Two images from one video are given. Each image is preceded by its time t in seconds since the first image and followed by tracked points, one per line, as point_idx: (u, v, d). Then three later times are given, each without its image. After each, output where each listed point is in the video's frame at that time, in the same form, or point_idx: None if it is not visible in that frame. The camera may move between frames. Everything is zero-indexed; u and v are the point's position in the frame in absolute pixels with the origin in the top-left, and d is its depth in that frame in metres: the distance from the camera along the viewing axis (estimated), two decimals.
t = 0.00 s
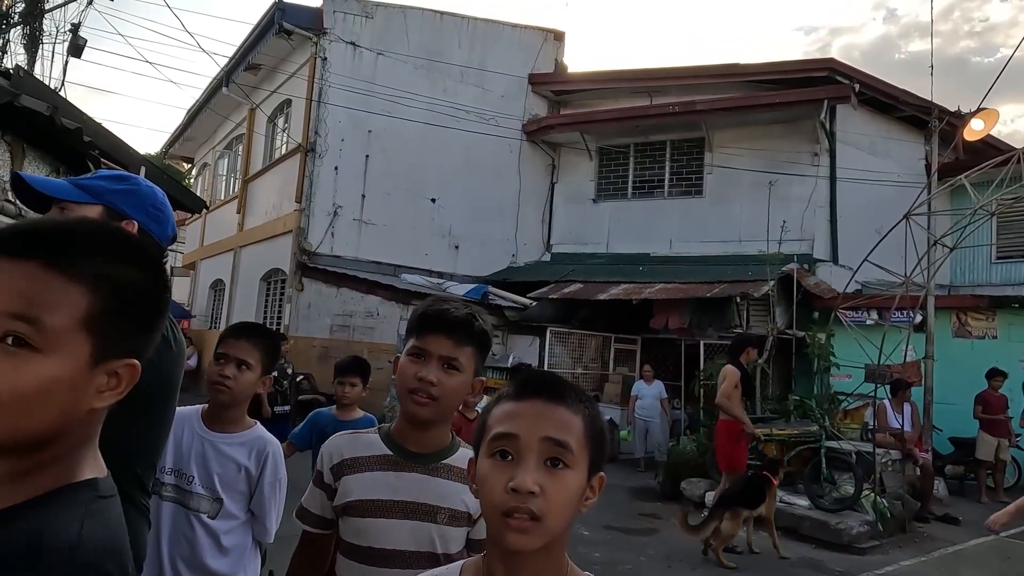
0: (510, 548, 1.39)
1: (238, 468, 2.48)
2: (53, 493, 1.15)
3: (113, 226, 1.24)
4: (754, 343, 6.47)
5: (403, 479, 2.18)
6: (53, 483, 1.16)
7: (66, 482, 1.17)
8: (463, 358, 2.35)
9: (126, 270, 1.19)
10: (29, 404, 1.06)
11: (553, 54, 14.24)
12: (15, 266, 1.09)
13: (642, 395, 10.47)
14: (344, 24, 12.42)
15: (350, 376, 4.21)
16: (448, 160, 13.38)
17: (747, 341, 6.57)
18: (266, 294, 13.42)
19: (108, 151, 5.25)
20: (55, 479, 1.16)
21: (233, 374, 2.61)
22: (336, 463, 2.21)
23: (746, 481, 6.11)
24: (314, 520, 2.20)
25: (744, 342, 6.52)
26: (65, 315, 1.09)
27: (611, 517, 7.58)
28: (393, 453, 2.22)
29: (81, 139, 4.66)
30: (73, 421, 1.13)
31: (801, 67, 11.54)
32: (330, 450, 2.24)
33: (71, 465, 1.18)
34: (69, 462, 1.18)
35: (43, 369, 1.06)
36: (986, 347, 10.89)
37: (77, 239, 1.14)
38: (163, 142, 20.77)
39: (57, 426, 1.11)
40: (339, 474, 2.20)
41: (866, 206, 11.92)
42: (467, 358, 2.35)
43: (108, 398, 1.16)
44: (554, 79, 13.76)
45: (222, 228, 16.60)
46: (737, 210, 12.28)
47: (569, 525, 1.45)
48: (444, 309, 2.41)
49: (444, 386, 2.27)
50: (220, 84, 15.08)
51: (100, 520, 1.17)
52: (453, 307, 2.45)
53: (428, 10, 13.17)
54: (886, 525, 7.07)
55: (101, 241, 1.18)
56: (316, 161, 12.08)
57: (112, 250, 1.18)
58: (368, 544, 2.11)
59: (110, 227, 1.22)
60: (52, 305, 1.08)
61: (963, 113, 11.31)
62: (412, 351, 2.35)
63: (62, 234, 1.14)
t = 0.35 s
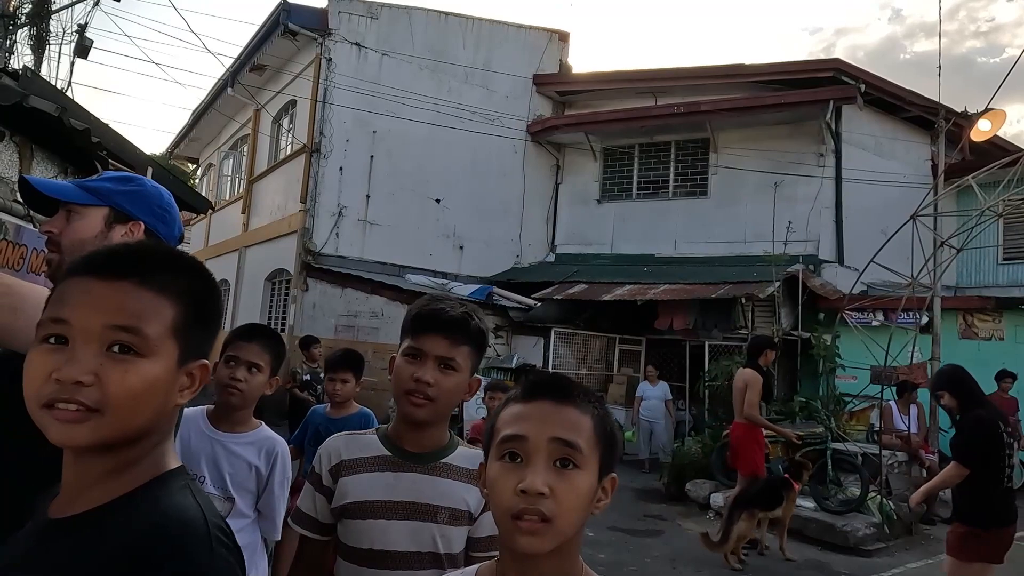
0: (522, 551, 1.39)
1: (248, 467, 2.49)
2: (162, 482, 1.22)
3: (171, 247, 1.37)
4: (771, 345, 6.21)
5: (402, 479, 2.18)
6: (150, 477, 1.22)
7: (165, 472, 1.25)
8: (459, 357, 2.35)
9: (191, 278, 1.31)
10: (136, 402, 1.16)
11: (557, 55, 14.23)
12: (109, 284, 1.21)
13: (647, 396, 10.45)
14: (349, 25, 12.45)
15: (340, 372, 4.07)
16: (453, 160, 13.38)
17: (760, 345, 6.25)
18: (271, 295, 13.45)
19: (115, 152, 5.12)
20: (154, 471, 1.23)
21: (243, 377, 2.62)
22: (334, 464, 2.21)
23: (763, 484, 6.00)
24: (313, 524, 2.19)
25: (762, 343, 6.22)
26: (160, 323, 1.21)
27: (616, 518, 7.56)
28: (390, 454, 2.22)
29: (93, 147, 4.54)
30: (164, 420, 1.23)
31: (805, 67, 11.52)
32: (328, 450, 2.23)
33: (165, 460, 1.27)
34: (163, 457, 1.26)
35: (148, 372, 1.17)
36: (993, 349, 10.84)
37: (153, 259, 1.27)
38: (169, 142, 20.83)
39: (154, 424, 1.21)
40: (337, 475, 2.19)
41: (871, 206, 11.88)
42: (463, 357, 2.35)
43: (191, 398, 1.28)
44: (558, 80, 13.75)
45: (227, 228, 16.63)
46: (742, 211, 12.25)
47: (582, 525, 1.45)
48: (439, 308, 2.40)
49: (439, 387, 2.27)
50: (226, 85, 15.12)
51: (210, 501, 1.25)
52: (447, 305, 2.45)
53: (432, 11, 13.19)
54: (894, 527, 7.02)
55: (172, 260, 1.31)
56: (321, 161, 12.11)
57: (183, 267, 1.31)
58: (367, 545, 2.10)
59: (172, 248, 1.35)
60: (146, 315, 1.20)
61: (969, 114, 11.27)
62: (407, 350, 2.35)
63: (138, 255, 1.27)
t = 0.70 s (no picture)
0: (554, 550, 1.40)
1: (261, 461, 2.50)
2: (252, 477, 1.35)
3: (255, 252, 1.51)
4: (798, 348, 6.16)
5: (415, 478, 2.18)
6: (240, 472, 1.35)
7: (254, 469, 1.37)
8: (473, 354, 2.36)
9: (278, 284, 1.46)
10: (229, 398, 1.30)
11: (562, 54, 14.21)
12: (204, 287, 1.36)
13: (652, 396, 10.43)
14: (354, 24, 12.46)
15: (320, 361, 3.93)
16: (458, 160, 13.39)
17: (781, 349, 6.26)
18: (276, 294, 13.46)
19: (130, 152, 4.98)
20: (242, 467, 1.36)
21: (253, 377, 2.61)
22: (346, 464, 2.20)
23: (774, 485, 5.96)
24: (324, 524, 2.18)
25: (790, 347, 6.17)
26: (249, 324, 1.35)
27: (622, 518, 7.56)
28: (403, 453, 2.22)
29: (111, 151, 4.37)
30: (250, 416, 1.37)
31: (811, 66, 11.49)
32: (340, 450, 2.23)
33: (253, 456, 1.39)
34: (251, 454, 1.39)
35: (238, 369, 1.31)
36: (1000, 348, 10.80)
37: (242, 264, 1.42)
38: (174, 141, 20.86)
39: (243, 419, 1.35)
40: (349, 475, 2.19)
41: (877, 205, 11.84)
42: (477, 354, 2.37)
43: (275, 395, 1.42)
44: (563, 79, 13.73)
45: (232, 228, 16.66)
46: (747, 210, 12.22)
47: (613, 524, 1.45)
48: (452, 305, 2.42)
49: (452, 384, 2.27)
50: (231, 85, 15.14)
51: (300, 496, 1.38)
52: (462, 303, 2.46)
53: (437, 10, 13.19)
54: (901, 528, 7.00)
55: (258, 266, 1.45)
56: (326, 160, 12.13)
57: (267, 274, 1.45)
58: (381, 545, 2.10)
59: (256, 253, 1.49)
60: (238, 315, 1.35)
61: (976, 113, 11.22)
62: (421, 348, 2.36)
63: (230, 259, 1.42)
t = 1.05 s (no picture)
0: (574, 551, 1.41)
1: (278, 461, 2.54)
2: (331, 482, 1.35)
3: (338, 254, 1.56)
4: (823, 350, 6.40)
5: (428, 479, 2.20)
6: (316, 476, 1.36)
7: (330, 474, 1.38)
8: (490, 360, 2.37)
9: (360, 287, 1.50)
10: (304, 393, 1.33)
11: (569, 53, 14.20)
12: (288, 284, 1.41)
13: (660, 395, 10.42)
14: (362, 23, 12.49)
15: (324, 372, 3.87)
16: (466, 159, 13.40)
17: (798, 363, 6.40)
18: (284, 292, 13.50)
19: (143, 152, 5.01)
20: (320, 471, 1.37)
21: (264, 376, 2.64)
22: (359, 463, 2.24)
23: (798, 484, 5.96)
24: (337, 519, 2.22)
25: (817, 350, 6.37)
26: (328, 321, 1.39)
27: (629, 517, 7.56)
28: (415, 452, 2.25)
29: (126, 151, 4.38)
30: (323, 415, 1.39)
31: (820, 64, 11.45)
32: (353, 449, 2.26)
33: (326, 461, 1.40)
34: (324, 457, 1.40)
35: (314, 365, 1.34)
36: (1010, 348, 10.73)
37: (325, 264, 1.46)
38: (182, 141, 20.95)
39: (316, 416, 1.37)
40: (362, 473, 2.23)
41: (886, 204, 11.80)
42: (494, 361, 2.37)
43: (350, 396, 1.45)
44: (570, 78, 13.72)
45: (240, 227, 16.73)
46: (755, 209, 12.20)
47: (632, 524, 1.46)
48: (472, 310, 2.42)
49: (468, 390, 2.28)
50: (240, 84, 15.20)
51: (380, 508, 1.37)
52: (482, 308, 2.47)
53: (445, 9, 13.21)
54: (910, 528, 6.97)
55: (342, 267, 1.49)
56: (334, 159, 12.17)
57: (351, 276, 1.49)
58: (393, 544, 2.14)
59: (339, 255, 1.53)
60: (319, 311, 1.39)
61: (986, 111, 11.16)
62: (438, 351, 2.37)
63: (315, 259, 1.47)
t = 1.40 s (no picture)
0: (584, 549, 1.41)
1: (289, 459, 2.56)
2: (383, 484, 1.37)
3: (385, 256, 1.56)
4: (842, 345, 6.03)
5: (440, 476, 2.22)
6: (369, 479, 1.36)
7: (383, 477, 1.38)
8: (507, 361, 2.35)
9: (411, 289, 1.49)
10: (359, 397, 1.33)
11: (579, 52, 14.18)
12: (339, 288, 1.40)
13: (670, 395, 10.38)
14: (372, 23, 12.52)
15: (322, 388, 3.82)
16: (477, 158, 13.41)
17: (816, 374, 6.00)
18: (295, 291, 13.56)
19: (154, 150, 5.06)
20: (373, 473, 1.38)
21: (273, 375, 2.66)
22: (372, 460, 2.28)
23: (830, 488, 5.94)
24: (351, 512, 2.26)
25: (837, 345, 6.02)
26: (379, 324, 1.38)
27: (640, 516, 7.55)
28: (428, 449, 2.27)
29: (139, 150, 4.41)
30: (377, 418, 1.39)
31: (831, 62, 11.37)
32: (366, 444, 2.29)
33: (380, 463, 1.41)
34: (377, 461, 1.40)
35: (367, 368, 1.34)
36: None
37: (375, 267, 1.45)
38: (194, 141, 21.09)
39: (371, 420, 1.37)
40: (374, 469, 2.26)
41: (899, 203, 11.71)
42: (511, 361, 2.35)
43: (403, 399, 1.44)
44: (580, 76, 13.70)
45: (251, 226, 16.81)
46: (765, 208, 12.15)
47: (644, 522, 1.45)
48: (490, 309, 2.39)
49: (483, 390, 2.26)
50: (251, 84, 15.26)
51: (428, 512, 1.37)
52: (499, 307, 2.44)
53: (455, 9, 13.22)
54: (923, 529, 6.93)
55: (392, 271, 1.48)
56: (344, 158, 12.21)
57: (401, 279, 1.48)
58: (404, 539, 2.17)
59: (388, 257, 1.53)
60: (370, 315, 1.38)
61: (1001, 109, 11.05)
62: (454, 349, 2.34)
63: (364, 263, 1.46)
